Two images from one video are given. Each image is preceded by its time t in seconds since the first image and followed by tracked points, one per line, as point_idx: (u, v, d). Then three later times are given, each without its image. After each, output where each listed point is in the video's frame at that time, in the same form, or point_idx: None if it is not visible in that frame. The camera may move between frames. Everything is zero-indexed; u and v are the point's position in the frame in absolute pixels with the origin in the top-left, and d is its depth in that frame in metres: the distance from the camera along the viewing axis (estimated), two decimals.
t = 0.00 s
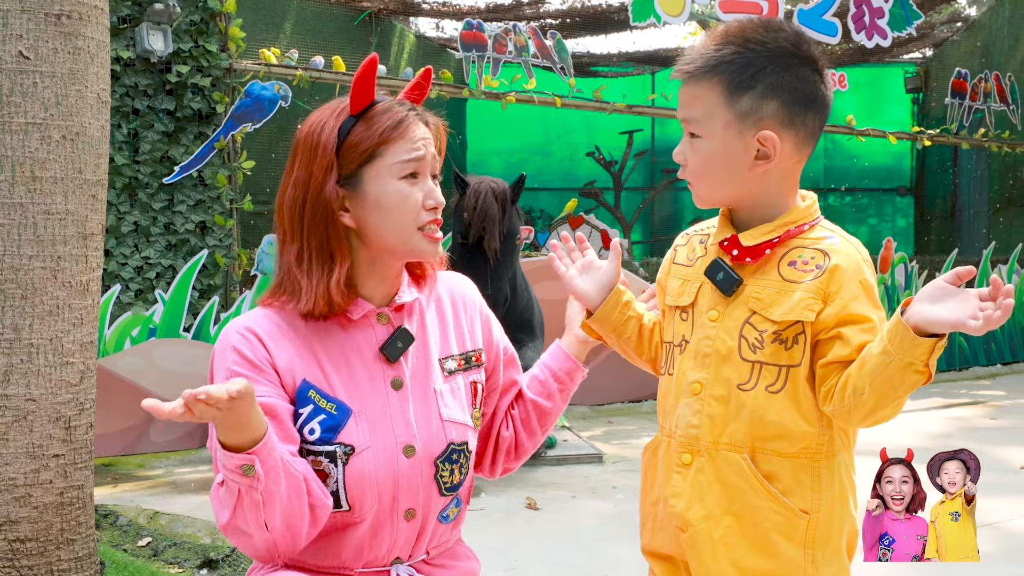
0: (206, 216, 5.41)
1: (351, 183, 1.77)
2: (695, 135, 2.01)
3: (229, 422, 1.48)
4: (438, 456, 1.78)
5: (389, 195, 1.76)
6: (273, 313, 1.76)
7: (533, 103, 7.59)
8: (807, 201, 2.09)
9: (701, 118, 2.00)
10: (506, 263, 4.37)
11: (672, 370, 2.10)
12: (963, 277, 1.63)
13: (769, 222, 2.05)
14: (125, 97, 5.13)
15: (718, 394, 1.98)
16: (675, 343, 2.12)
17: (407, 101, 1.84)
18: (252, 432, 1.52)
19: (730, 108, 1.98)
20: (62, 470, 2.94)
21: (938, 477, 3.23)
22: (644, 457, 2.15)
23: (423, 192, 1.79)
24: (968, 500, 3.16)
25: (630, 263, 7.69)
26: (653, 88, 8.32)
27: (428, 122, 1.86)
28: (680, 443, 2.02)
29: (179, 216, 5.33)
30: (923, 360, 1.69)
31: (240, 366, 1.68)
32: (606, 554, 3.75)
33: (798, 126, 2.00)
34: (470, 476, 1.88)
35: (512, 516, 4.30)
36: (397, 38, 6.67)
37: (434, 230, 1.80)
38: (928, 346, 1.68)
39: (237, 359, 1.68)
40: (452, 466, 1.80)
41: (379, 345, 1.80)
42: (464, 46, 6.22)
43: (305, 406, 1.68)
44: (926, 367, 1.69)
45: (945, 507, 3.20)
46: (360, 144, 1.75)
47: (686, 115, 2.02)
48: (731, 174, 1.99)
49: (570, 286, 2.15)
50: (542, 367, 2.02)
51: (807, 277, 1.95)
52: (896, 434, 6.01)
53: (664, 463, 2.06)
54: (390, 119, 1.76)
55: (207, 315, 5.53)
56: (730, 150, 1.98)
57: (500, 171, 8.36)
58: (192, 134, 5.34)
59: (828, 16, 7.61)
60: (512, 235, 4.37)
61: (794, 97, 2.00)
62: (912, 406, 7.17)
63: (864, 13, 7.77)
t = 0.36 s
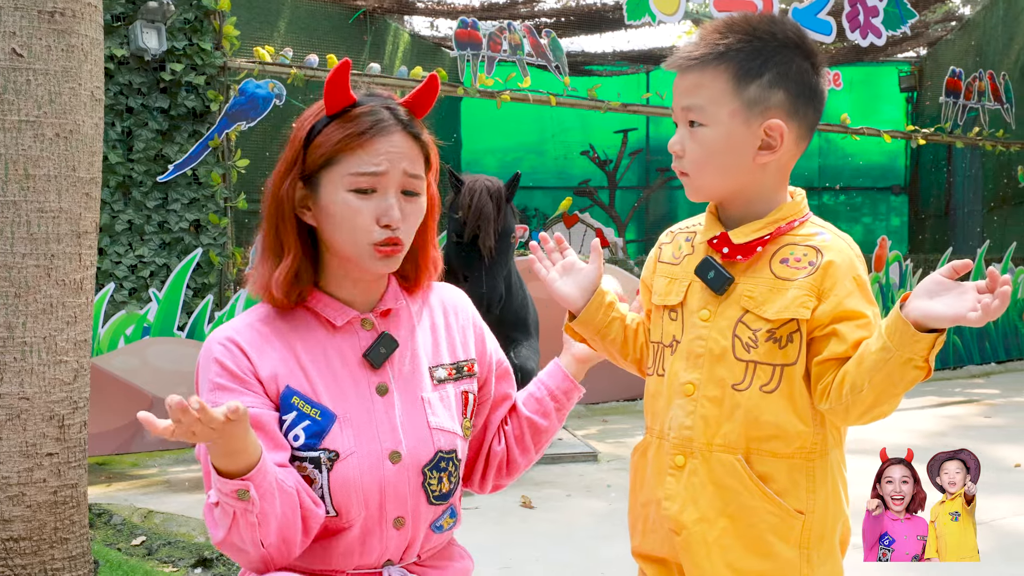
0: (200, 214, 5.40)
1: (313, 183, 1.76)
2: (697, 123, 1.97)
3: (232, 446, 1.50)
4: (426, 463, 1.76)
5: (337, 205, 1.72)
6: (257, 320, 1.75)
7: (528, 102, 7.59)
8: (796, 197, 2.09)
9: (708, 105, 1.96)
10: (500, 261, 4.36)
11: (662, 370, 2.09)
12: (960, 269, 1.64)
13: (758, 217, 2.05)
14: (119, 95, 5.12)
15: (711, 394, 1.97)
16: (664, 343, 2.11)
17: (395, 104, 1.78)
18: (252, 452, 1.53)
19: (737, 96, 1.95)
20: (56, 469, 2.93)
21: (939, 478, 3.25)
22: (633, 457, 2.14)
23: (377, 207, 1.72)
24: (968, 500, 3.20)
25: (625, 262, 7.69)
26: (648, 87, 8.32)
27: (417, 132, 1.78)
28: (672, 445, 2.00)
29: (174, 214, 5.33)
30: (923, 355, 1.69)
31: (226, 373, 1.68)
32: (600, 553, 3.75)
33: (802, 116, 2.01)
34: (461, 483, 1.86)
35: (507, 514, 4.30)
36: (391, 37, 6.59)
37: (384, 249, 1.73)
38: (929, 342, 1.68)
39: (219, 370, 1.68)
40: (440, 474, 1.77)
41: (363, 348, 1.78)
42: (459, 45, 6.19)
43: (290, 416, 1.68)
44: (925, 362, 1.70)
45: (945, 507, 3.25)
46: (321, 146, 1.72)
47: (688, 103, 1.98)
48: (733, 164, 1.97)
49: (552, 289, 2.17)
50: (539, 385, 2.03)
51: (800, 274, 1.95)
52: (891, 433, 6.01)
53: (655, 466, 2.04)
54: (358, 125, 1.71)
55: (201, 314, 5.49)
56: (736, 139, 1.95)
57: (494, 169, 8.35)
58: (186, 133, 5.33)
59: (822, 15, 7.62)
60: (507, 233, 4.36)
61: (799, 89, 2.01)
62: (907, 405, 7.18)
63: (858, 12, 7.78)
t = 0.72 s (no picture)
0: (194, 213, 5.39)
1: (266, 196, 1.76)
2: (686, 122, 1.96)
3: (193, 515, 1.55)
4: (409, 475, 1.79)
5: (285, 220, 1.71)
6: (216, 355, 1.75)
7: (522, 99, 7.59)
8: (784, 195, 2.08)
9: (698, 102, 1.95)
10: (494, 260, 4.34)
11: (654, 371, 2.07)
12: (951, 269, 1.64)
13: (748, 215, 2.05)
14: (113, 93, 5.10)
15: (705, 395, 1.96)
16: (654, 343, 2.10)
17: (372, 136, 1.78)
18: (211, 517, 1.58)
19: (727, 93, 1.94)
20: (49, 467, 2.92)
21: (939, 478, 3.21)
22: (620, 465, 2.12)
23: (328, 231, 1.70)
24: (968, 501, 3.17)
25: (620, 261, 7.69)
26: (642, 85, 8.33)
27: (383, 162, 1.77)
28: (665, 446, 1.99)
29: (167, 212, 5.31)
30: (918, 357, 1.69)
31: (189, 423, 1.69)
32: (594, 551, 3.76)
33: (791, 114, 2.01)
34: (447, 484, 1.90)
35: (501, 513, 4.30)
36: (385, 35, 6.47)
37: (328, 270, 1.72)
38: (924, 344, 1.68)
39: (180, 418, 1.70)
40: (424, 482, 1.81)
41: (330, 367, 1.79)
42: (452, 42, 6.28)
43: (259, 451, 1.69)
44: (920, 364, 1.70)
45: (945, 507, 3.22)
46: (278, 160, 1.73)
47: (678, 101, 1.98)
48: (722, 162, 1.96)
49: (533, 294, 2.12)
50: (541, 384, 2.12)
51: (794, 271, 1.94)
52: (885, 430, 6.03)
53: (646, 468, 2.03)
54: (315, 145, 1.71)
55: (194, 313, 5.51)
56: (726, 136, 1.95)
57: (489, 167, 8.33)
58: (179, 131, 5.32)
59: (817, 13, 7.64)
60: (501, 232, 4.36)
61: (789, 85, 2.01)
62: (901, 403, 7.21)
63: (853, 10, 7.80)
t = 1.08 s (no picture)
0: (189, 211, 5.38)
1: (303, 200, 1.75)
2: (675, 122, 1.94)
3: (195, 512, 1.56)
4: (410, 479, 1.81)
5: (345, 211, 1.75)
6: (218, 345, 1.76)
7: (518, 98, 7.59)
8: (773, 191, 2.06)
9: (684, 102, 1.93)
10: (491, 257, 4.33)
11: (643, 371, 2.06)
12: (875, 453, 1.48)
13: (740, 212, 2.02)
14: (108, 91, 5.10)
15: (698, 394, 1.94)
16: (643, 343, 2.07)
17: (355, 107, 1.81)
18: (212, 512, 1.60)
19: (714, 91, 1.93)
20: (44, 465, 2.91)
21: (939, 478, 3.26)
22: (597, 442, 2.19)
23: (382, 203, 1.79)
24: (968, 500, 3.24)
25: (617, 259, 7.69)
26: (639, 83, 8.33)
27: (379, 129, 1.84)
28: (658, 447, 1.97)
29: (163, 210, 5.31)
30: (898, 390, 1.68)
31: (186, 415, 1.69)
32: (589, 550, 3.76)
33: (777, 105, 1.99)
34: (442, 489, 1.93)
35: (498, 511, 4.31)
36: (380, 34, 6.55)
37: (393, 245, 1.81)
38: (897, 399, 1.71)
39: (180, 407, 1.70)
40: (422, 488, 1.83)
41: (338, 365, 1.79)
42: (447, 40, 6.21)
43: (263, 446, 1.70)
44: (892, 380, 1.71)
45: (945, 507, 3.28)
46: (314, 161, 1.72)
47: (664, 103, 1.95)
48: (715, 158, 1.95)
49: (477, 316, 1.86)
50: (527, 382, 2.11)
51: (784, 268, 1.92)
52: (881, 429, 6.04)
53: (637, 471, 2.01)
54: (339, 133, 1.73)
55: (190, 311, 5.50)
56: (717, 133, 1.93)
57: (485, 166, 8.33)
58: (175, 129, 5.31)
59: (812, 12, 7.65)
60: (497, 229, 4.36)
61: (774, 78, 1.99)
62: (897, 401, 7.22)
63: (848, 9, 7.81)
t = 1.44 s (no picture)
0: (189, 211, 5.38)
1: (323, 208, 1.79)
2: (677, 143, 1.86)
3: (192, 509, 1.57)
4: (410, 489, 1.83)
5: (366, 219, 1.78)
6: (231, 338, 1.79)
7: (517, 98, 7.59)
8: (753, 189, 2.05)
9: (684, 124, 1.86)
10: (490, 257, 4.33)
11: (642, 374, 2.03)
12: None
13: (724, 213, 2.00)
14: (108, 91, 5.10)
15: (700, 391, 1.93)
16: (639, 346, 2.05)
17: (376, 109, 1.84)
18: (211, 508, 1.61)
19: (709, 108, 1.87)
20: (44, 466, 2.91)
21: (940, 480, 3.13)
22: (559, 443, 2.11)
23: (404, 208, 1.82)
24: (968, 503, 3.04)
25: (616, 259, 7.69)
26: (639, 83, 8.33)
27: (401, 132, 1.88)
28: (662, 445, 1.96)
29: (162, 210, 5.31)
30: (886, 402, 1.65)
31: (188, 404, 1.71)
32: (590, 550, 3.76)
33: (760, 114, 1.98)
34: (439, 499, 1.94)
35: (498, 510, 4.31)
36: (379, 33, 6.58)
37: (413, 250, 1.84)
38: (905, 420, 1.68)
39: (191, 397, 1.72)
40: (422, 500, 1.85)
41: (350, 368, 1.82)
42: (447, 40, 6.23)
43: (271, 442, 1.72)
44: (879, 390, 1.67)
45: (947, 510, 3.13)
46: (333, 168, 1.76)
47: (660, 128, 1.86)
48: (717, 172, 1.91)
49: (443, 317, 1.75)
50: (531, 411, 2.15)
51: (775, 260, 1.93)
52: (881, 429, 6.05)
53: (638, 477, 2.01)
54: (361, 137, 1.77)
55: (190, 311, 5.49)
56: (717, 150, 1.89)
57: (484, 166, 8.33)
58: (175, 129, 5.31)
59: (812, 12, 7.65)
60: (497, 229, 4.36)
61: (752, 87, 1.97)
62: (897, 401, 7.23)
63: (848, 9, 7.81)
